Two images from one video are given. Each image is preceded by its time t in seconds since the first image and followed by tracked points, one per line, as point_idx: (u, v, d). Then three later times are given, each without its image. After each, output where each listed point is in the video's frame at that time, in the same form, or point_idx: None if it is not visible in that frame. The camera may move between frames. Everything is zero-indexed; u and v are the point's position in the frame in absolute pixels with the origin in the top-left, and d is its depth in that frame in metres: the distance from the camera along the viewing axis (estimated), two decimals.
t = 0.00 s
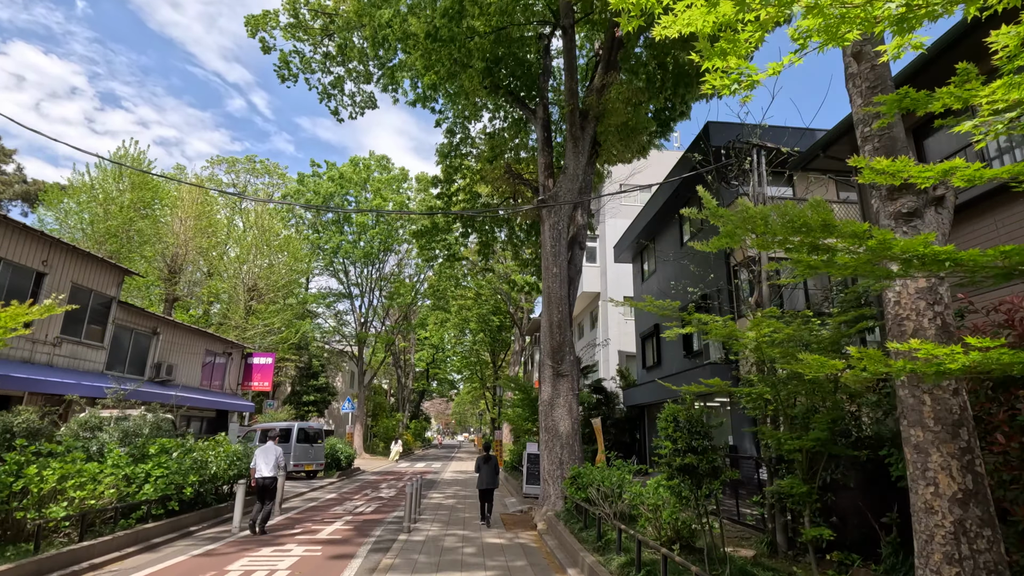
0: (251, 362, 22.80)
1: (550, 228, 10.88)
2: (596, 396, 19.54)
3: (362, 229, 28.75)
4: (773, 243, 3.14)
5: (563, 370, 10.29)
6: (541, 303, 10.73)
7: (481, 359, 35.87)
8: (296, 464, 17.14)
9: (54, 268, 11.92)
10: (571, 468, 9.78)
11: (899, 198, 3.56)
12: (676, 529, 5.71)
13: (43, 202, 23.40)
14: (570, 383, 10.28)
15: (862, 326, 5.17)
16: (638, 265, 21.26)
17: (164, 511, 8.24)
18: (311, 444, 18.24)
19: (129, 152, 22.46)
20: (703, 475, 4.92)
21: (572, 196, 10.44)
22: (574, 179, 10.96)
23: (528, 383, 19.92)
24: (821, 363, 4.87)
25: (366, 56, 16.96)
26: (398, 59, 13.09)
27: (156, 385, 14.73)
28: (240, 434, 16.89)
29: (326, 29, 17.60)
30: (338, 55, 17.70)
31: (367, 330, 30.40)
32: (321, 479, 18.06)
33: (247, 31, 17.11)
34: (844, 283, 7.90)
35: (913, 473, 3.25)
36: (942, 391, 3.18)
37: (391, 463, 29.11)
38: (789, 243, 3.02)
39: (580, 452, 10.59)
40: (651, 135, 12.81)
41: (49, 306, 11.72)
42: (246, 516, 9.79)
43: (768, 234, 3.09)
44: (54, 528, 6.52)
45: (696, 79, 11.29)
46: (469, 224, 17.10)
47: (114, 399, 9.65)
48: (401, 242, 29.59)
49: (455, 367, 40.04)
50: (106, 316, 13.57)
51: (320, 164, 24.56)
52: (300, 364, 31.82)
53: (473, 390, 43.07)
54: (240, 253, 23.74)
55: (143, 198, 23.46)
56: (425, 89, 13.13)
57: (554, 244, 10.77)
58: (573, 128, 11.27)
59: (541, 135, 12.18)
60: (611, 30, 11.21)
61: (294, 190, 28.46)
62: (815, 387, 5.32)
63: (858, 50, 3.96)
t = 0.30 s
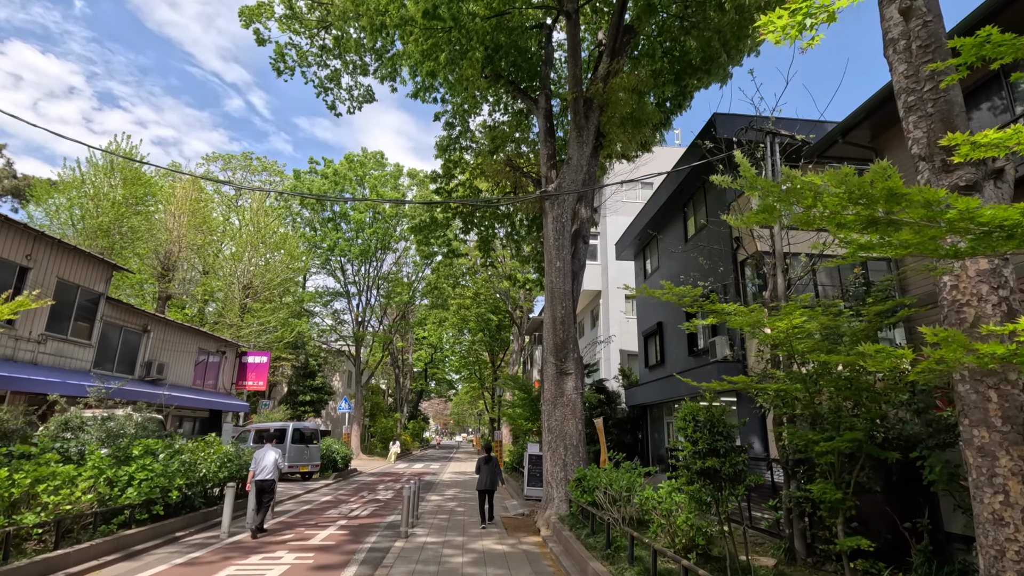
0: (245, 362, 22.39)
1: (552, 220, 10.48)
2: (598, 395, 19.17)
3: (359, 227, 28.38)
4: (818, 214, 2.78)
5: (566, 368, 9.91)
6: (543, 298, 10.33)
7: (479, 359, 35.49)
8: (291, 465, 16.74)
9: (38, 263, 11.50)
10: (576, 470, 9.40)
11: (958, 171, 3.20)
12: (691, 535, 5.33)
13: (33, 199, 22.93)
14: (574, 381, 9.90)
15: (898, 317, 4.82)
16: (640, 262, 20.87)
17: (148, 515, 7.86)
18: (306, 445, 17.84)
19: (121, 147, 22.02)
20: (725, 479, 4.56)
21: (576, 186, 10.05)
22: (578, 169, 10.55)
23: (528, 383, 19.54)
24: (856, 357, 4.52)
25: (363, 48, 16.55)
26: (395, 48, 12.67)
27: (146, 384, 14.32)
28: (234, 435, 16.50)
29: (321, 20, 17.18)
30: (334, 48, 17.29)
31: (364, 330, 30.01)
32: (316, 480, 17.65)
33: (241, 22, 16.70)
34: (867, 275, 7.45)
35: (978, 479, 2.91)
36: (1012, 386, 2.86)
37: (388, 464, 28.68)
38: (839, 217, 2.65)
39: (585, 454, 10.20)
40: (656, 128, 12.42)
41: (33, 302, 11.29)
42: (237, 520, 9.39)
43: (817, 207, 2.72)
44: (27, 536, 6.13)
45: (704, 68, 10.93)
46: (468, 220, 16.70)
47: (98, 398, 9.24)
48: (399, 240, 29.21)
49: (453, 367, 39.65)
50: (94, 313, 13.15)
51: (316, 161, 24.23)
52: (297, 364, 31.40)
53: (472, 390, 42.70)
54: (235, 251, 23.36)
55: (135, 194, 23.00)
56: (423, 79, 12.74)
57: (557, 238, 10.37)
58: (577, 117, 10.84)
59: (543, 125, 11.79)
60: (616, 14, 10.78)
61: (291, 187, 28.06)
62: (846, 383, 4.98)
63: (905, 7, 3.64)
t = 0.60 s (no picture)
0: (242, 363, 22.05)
1: (556, 215, 10.13)
2: (602, 397, 18.79)
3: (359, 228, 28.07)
4: (873, 177, 2.94)
5: (571, 369, 9.54)
6: (547, 296, 9.97)
7: (480, 361, 35.10)
8: (288, 468, 16.38)
9: (26, 261, 11.16)
10: (581, 474, 9.01)
11: (1017, 134, 3.27)
12: (709, 545, 4.95)
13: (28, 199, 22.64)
14: (579, 382, 9.52)
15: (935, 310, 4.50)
16: (644, 262, 20.51)
17: (133, 522, 7.49)
18: (303, 448, 17.47)
19: (118, 145, 21.75)
20: (749, 484, 4.18)
21: (581, 179, 9.69)
22: (582, 163, 10.21)
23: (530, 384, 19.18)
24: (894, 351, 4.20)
25: (363, 44, 16.25)
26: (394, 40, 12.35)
27: (139, 385, 13.97)
28: (229, 437, 16.17)
29: (320, 16, 16.90)
30: (332, 44, 16.99)
31: (364, 332, 29.66)
32: (314, 484, 17.27)
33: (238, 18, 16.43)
34: (888, 269, 7.10)
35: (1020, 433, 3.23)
36: None
37: (388, 468, 28.28)
38: (904, 176, 2.80)
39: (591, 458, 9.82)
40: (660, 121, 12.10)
41: (20, 300, 10.96)
42: (228, 527, 9.02)
43: (877, 165, 2.89)
44: None
45: (711, 58, 10.61)
46: (469, 218, 16.38)
47: (84, 399, 8.89)
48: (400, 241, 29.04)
49: (454, 369, 39.26)
50: (85, 312, 12.82)
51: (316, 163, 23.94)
52: (296, 366, 31.05)
53: (473, 393, 42.29)
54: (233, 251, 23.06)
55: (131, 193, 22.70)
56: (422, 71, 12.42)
57: (561, 233, 10.01)
58: (581, 109, 10.49)
59: (546, 118, 11.47)
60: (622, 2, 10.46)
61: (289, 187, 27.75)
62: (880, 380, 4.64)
63: None
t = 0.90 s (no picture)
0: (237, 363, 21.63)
1: (559, 207, 9.71)
2: (605, 398, 18.36)
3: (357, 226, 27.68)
4: (968, 119, 3.47)
5: (574, 367, 9.12)
6: (549, 291, 9.56)
7: (480, 361, 34.65)
8: (283, 472, 15.94)
9: (8, 257, 10.75)
10: (587, 480, 8.59)
11: None
12: (727, 557, 4.45)
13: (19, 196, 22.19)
14: (583, 382, 9.10)
15: (989, 301, 4.08)
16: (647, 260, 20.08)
17: (112, 530, 7.06)
18: (299, 451, 17.03)
19: (110, 141, 21.33)
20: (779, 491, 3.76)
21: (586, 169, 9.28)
22: (586, 153, 9.81)
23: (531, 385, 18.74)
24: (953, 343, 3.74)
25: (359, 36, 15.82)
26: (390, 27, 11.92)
27: (128, 386, 13.56)
28: (222, 439, 15.74)
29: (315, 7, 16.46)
30: (328, 37, 16.56)
31: (362, 331, 29.22)
32: (310, 488, 16.81)
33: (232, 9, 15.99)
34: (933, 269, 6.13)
35: None
36: None
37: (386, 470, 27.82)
38: (1004, 119, 3.31)
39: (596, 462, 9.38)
40: (666, 112, 11.69)
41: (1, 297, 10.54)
42: (215, 534, 8.58)
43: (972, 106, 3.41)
44: None
45: (720, 45, 10.22)
46: (468, 214, 15.95)
47: (63, 399, 8.46)
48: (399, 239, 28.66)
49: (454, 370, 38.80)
50: (71, 310, 12.40)
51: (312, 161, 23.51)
52: (293, 366, 30.59)
53: (473, 393, 41.82)
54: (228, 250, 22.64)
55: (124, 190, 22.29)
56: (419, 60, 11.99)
57: (564, 226, 9.60)
58: (584, 97, 10.09)
59: (548, 107, 11.08)
60: None
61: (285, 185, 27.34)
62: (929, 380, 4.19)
63: None
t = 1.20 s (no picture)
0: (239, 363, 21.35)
1: (568, 196, 9.34)
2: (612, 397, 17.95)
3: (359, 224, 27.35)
4: None
5: (584, 363, 8.74)
6: (557, 285, 9.18)
7: (484, 361, 34.27)
8: (285, 472, 15.63)
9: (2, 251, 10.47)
10: (598, 481, 8.21)
11: None
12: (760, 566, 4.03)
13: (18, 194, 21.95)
14: (594, 379, 8.71)
15: None
16: (655, 256, 19.68)
17: (101, 534, 6.72)
18: (301, 451, 16.71)
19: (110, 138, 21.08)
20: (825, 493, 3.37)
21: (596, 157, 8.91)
22: (596, 141, 9.44)
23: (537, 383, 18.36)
24: None
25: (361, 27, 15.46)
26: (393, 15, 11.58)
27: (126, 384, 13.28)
28: (223, 439, 15.45)
29: None
30: (329, 29, 16.22)
31: (365, 331, 28.91)
32: (312, 489, 16.48)
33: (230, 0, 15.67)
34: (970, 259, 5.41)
35: None
36: None
37: (390, 470, 27.50)
38: None
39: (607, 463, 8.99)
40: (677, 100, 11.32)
41: None
42: (211, 537, 8.26)
43: None
44: None
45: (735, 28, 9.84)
46: (473, 208, 15.58)
47: (54, 397, 8.16)
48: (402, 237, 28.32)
49: (458, 370, 38.44)
50: (67, 307, 12.12)
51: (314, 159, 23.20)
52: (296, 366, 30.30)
53: (477, 393, 41.42)
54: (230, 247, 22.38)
55: (125, 187, 22.03)
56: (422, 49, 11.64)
57: (573, 216, 9.23)
58: (594, 82, 9.71)
59: (556, 95, 10.71)
60: None
61: (287, 183, 27.13)
62: (993, 372, 3.75)
63: None
